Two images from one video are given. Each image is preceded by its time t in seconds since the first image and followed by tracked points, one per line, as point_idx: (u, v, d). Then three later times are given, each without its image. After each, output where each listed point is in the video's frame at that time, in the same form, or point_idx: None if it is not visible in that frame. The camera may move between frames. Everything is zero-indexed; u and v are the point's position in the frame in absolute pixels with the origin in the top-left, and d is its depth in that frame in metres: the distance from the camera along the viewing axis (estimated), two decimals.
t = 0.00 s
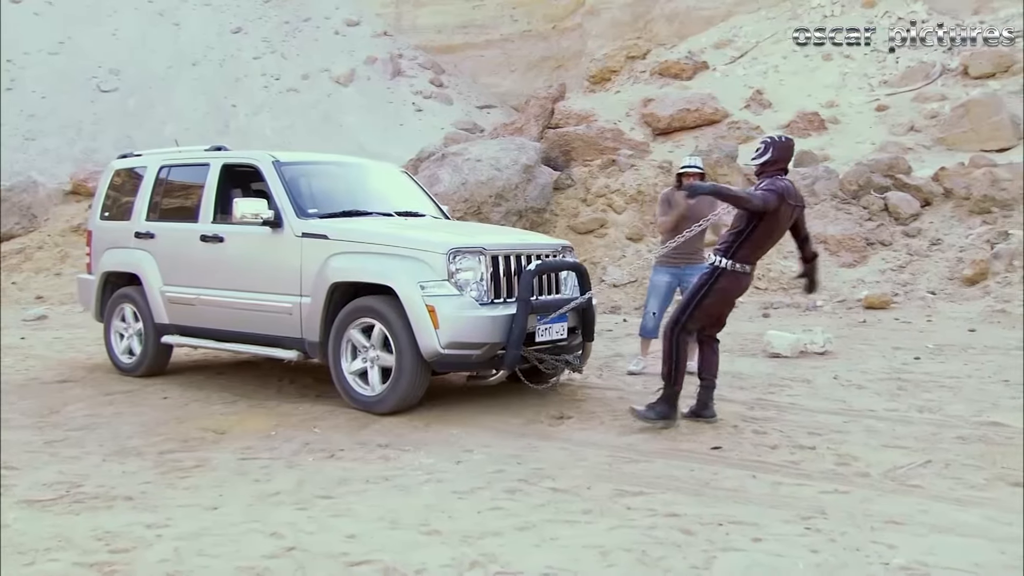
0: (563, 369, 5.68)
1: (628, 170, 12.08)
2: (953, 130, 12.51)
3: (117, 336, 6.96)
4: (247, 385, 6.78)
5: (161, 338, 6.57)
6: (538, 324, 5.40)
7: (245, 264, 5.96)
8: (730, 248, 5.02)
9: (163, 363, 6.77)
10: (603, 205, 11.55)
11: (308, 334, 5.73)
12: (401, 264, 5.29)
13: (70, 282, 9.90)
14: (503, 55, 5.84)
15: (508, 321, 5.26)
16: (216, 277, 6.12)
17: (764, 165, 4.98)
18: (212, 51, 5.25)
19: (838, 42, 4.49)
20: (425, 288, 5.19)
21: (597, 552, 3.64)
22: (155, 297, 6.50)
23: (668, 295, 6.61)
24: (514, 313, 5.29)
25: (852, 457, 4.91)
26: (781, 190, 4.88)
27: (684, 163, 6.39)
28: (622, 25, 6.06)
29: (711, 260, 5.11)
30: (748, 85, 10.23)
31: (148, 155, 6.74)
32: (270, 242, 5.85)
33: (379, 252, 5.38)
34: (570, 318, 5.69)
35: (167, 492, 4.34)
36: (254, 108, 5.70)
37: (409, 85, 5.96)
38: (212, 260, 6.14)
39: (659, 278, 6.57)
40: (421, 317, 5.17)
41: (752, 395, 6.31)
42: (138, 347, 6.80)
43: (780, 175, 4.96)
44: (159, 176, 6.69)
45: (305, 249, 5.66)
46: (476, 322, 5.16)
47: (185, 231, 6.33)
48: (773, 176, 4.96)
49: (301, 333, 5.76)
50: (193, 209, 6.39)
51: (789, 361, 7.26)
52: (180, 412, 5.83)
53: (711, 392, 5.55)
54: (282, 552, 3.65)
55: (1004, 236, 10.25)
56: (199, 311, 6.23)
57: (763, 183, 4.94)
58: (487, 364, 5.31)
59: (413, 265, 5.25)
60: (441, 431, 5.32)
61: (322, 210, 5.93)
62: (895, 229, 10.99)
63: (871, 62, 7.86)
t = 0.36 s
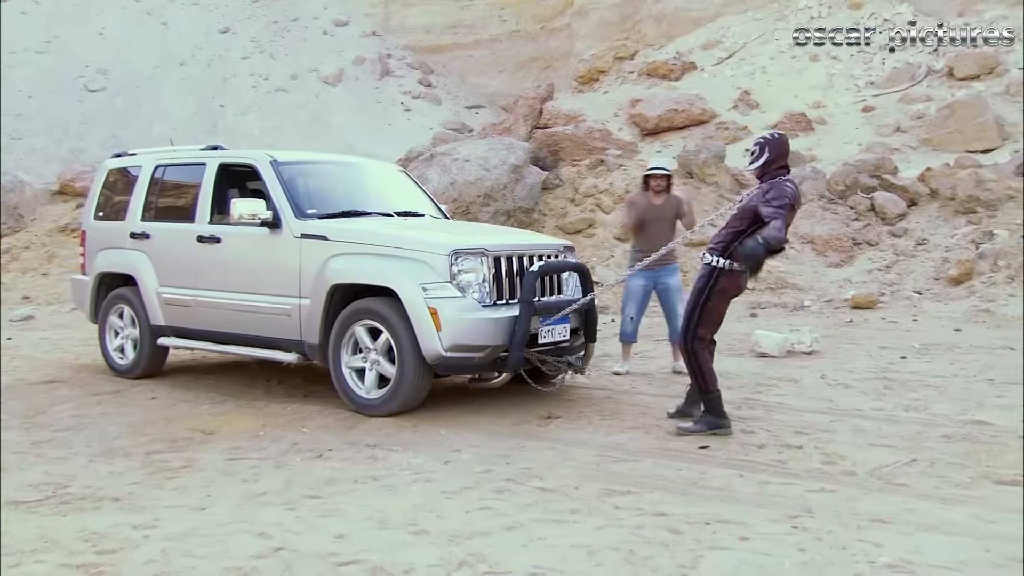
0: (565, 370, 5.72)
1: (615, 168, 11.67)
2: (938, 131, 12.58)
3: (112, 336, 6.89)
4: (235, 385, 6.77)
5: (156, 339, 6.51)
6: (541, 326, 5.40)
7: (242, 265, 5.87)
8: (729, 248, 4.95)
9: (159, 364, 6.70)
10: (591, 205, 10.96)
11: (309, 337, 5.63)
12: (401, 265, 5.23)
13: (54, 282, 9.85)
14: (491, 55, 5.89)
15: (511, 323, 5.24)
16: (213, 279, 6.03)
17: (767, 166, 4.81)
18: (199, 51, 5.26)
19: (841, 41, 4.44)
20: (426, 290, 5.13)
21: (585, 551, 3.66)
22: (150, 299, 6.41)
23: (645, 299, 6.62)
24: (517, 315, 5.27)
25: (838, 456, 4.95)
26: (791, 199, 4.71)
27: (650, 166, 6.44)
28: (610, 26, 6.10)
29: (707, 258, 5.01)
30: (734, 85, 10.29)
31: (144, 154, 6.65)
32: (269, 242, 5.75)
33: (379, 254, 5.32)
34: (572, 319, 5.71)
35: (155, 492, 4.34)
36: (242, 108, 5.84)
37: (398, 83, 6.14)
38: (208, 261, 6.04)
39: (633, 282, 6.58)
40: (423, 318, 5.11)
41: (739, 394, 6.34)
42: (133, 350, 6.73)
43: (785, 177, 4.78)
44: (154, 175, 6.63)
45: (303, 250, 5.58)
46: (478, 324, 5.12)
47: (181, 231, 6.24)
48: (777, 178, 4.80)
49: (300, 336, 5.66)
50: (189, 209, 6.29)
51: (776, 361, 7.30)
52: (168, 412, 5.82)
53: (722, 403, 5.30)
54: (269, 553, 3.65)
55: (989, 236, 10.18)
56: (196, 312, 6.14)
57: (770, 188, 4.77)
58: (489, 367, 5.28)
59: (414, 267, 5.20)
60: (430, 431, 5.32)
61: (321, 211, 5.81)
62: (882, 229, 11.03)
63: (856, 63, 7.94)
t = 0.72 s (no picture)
0: (565, 371, 5.69)
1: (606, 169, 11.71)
2: (926, 132, 12.65)
3: (109, 333, 6.89)
4: (224, 385, 6.76)
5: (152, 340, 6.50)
6: (541, 325, 5.41)
7: (240, 264, 5.86)
8: (719, 244, 4.99)
9: (155, 364, 6.68)
10: (581, 205, 10.93)
11: (306, 337, 5.62)
12: (401, 265, 5.23)
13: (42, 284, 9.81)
14: (481, 54, 5.94)
15: (511, 322, 5.24)
16: (209, 279, 6.02)
17: (756, 157, 4.87)
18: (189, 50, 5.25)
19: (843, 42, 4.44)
20: (426, 289, 5.13)
21: (575, 551, 3.67)
22: (146, 299, 6.39)
23: (631, 297, 6.62)
24: (517, 315, 5.28)
25: (826, 455, 4.97)
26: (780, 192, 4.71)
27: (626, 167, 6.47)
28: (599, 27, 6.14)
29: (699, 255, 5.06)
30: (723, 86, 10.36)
31: (139, 154, 6.64)
32: (267, 242, 5.74)
33: (378, 253, 5.32)
34: (572, 319, 5.71)
35: (145, 493, 4.33)
36: (233, 108, 5.83)
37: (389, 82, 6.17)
38: (205, 261, 6.02)
39: (619, 280, 6.56)
40: (423, 317, 5.11)
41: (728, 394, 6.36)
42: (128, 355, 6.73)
43: (775, 170, 4.84)
44: (150, 175, 6.61)
45: (301, 249, 5.58)
46: (478, 323, 5.12)
47: (177, 231, 6.22)
48: (767, 171, 4.85)
49: (298, 335, 5.65)
50: (185, 209, 6.27)
51: (765, 360, 7.32)
52: (158, 412, 5.81)
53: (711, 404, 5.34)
54: (259, 553, 3.65)
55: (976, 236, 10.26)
56: (193, 313, 6.12)
57: (759, 181, 4.81)
58: (489, 368, 5.28)
59: (414, 266, 5.20)
60: (420, 431, 5.32)
61: (319, 211, 5.81)
62: (870, 230, 11.00)
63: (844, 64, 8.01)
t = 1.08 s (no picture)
0: (560, 370, 5.73)
1: (594, 169, 11.74)
2: (912, 132, 12.72)
3: (101, 332, 6.88)
4: (213, 386, 6.75)
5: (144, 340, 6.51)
6: (536, 324, 5.41)
7: (233, 264, 5.88)
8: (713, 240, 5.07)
9: (147, 365, 6.69)
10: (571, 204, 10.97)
11: (300, 337, 5.64)
12: (396, 264, 5.24)
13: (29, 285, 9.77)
14: (471, 55, 5.98)
15: (507, 321, 5.25)
16: (202, 280, 6.05)
17: (756, 154, 4.97)
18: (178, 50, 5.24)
19: (838, 41, 4.46)
20: (422, 288, 5.15)
21: (563, 550, 3.69)
22: (138, 299, 6.41)
23: (635, 300, 6.65)
24: (512, 314, 5.29)
25: (814, 454, 5.00)
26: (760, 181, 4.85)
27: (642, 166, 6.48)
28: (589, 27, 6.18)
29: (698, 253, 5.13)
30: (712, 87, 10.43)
31: (131, 154, 6.64)
32: (261, 241, 5.77)
33: (374, 253, 5.32)
34: (567, 318, 5.70)
35: (132, 493, 4.33)
36: (223, 108, 5.62)
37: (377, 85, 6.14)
38: (198, 261, 6.06)
39: (625, 282, 6.61)
40: (418, 316, 5.12)
41: (717, 393, 6.39)
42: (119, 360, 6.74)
43: (771, 166, 4.94)
44: (142, 176, 6.63)
45: (296, 248, 5.60)
46: (473, 323, 5.14)
47: (170, 232, 6.25)
48: (763, 167, 4.96)
49: (292, 335, 5.67)
50: (178, 209, 6.31)
51: (753, 360, 7.36)
52: (146, 413, 5.80)
53: (694, 406, 5.35)
54: (247, 552, 3.65)
55: (961, 236, 10.29)
56: (185, 313, 6.14)
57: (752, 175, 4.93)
58: (485, 367, 5.30)
59: (409, 265, 5.21)
60: (409, 431, 5.33)
61: (313, 210, 5.89)
62: (857, 230, 11.07)
63: (831, 66, 8.08)
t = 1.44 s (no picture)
0: (558, 370, 5.74)
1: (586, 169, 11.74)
2: (903, 132, 12.78)
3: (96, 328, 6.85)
4: (204, 386, 6.74)
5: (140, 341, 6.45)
6: (535, 324, 5.40)
7: (231, 263, 5.78)
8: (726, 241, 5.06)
9: (142, 366, 6.65)
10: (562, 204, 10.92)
11: (299, 337, 5.58)
12: (393, 263, 5.23)
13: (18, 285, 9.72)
14: (462, 54, 5.96)
15: (505, 321, 5.25)
16: (199, 279, 5.94)
17: (767, 156, 5.00)
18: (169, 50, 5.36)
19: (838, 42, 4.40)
20: (421, 287, 5.14)
21: (555, 550, 3.70)
22: (134, 300, 6.33)
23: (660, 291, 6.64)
24: (511, 314, 5.28)
25: (804, 453, 5.02)
26: (773, 178, 4.87)
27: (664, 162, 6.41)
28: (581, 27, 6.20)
29: (711, 254, 5.13)
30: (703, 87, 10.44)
31: (126, 152, 6.57)
32: (259, 241, 5.67)
33: (372, 253, 5.30)
34: (566, 318, 5.70)
35: (123, 494, 4.32)
36: (213, 107, 5.87)
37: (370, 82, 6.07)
38: (196, 261, 5.94)
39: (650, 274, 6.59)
40: (417, 316, 5.12)
41: (708, 393, 6.41)
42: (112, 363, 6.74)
43: (782, 168, 4.95)
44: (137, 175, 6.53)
45: (293, 249, 5.53)
46: (472, 323, 5.14)
47: (166, 231, 6.13)
48: (774, 169, 4.97)
49: (290, 336, 5.62)
50: (173, 208, 6.19)
51: (744, 359, 7.38)
52: (137, 413, 5.79)
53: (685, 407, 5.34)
54: (239, 553, 3.66)
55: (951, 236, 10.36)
56: (183, 314, 6.05)
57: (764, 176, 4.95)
58: (483, 367, 5.30)
59: (408, 265, 5.19)
60: (401, 430, 5.33)
61: (312, 210, 5.73)
62: (847, 230, 11.08)
63: (822, 66, 8.11)
